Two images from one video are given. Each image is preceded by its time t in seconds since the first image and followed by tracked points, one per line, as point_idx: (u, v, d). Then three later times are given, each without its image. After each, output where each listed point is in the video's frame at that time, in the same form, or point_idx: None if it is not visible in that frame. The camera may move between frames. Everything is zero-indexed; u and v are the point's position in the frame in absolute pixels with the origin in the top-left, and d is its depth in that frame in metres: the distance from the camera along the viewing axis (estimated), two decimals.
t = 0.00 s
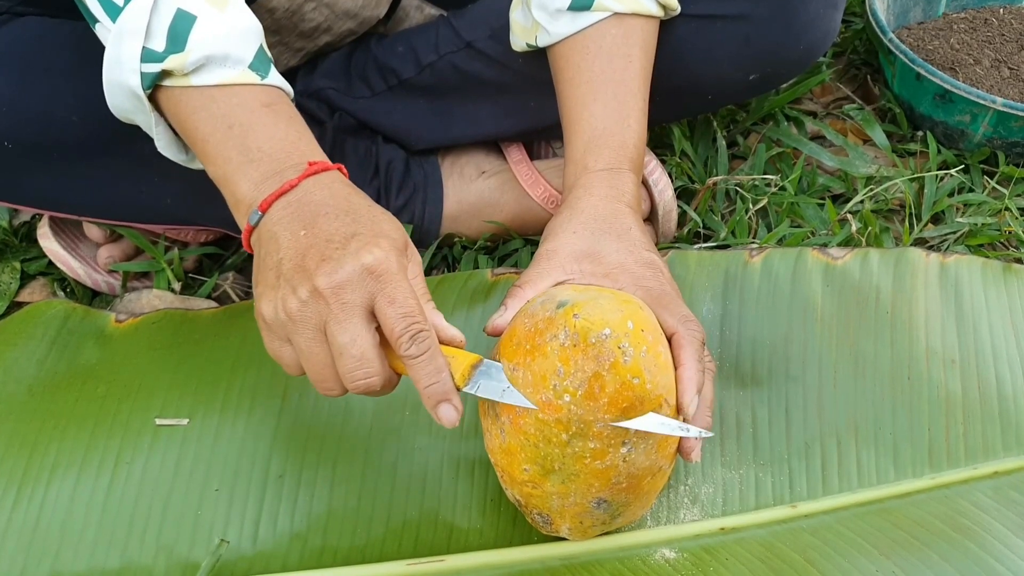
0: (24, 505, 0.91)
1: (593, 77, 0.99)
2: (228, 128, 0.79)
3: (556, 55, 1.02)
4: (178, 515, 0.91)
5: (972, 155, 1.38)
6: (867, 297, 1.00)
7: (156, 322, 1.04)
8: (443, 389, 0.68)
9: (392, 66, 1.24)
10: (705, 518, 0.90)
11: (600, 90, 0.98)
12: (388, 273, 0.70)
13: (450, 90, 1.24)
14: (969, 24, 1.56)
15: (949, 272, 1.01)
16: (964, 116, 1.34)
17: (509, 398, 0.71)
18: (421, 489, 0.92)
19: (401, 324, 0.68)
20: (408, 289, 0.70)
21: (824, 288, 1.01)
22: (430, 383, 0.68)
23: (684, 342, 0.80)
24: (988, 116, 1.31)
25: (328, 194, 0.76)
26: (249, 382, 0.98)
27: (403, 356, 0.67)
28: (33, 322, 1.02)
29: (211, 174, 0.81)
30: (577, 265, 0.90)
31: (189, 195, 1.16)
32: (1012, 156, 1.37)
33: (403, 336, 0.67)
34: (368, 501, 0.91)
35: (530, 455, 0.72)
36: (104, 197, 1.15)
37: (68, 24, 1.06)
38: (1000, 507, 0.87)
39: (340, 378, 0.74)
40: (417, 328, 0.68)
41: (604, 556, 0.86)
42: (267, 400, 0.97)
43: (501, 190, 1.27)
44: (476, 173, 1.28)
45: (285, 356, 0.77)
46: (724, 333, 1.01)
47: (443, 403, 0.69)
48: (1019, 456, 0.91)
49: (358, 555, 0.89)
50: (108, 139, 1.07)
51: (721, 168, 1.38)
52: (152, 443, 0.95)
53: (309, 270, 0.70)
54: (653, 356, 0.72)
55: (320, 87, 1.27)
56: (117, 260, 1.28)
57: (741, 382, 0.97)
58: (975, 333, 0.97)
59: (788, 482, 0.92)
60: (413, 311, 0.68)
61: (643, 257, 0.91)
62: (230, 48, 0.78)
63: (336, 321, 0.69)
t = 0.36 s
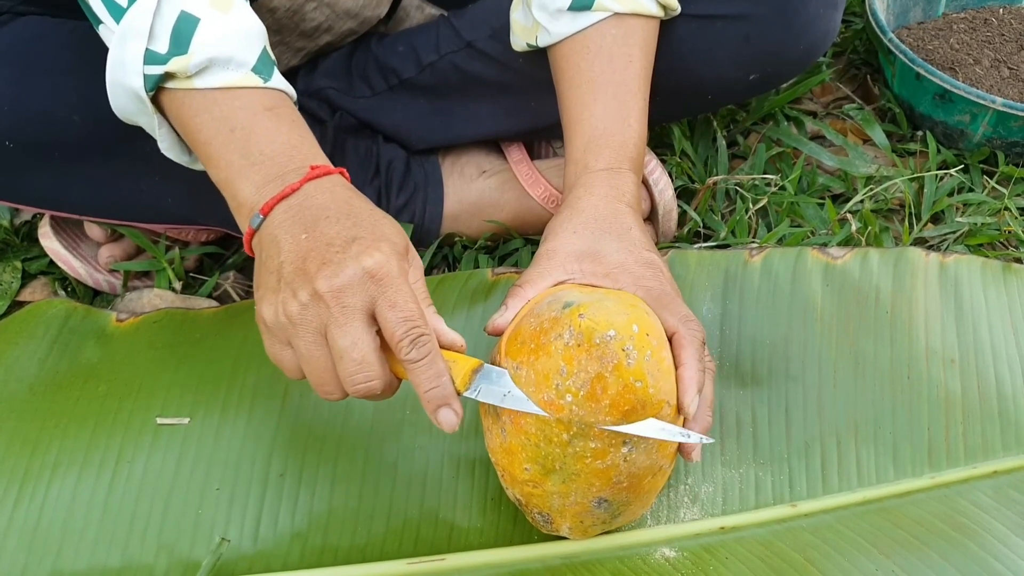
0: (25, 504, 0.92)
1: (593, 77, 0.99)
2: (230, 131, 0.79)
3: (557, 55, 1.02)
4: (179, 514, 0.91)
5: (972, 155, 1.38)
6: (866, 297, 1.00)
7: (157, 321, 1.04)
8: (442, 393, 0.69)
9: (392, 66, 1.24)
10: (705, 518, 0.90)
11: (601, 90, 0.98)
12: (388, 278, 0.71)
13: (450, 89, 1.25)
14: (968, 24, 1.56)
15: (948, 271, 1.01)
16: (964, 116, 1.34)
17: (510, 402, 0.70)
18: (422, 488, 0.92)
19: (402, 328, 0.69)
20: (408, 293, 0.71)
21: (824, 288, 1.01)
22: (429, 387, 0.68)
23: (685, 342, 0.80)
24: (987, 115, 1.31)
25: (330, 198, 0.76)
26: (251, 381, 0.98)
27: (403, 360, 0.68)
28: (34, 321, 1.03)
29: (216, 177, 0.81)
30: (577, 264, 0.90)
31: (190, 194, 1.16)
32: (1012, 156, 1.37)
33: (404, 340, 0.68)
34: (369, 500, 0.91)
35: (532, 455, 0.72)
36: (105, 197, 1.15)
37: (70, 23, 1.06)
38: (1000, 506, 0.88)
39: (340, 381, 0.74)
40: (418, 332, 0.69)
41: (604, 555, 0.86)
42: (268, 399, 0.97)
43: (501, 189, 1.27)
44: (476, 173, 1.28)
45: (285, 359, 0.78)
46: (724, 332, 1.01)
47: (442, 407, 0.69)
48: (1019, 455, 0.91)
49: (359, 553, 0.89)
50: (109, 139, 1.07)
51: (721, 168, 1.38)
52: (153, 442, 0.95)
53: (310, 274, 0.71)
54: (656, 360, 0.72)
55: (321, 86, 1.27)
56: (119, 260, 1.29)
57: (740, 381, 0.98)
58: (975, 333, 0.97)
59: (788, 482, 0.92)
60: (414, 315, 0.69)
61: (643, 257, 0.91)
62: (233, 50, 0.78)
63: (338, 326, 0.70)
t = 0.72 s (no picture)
0: (25, 503, 0.92)
1: (593, 77, 0.99)
2: (199, 132, 0.79)
3: (556, 55, 1.03)
4: (179, 514, 0.91)
5: (972, 155, 1.38)
6: (866, 296, 1.01)
7: (158, 320, 1.04)
8: (401, 402, 0.68)
9: (392, 65, 1.24)
10: (706, 517, 0.90)
11: (601, 89, 0.98)
12: (349, 285, 0.70)
13: (451, 89, 1.25)
14: (969, 24, 1.56)
15: (949, 271, 1.01)
16: (964, 115, 1.34)
17: (470, 417, 0.71)
18: (422, 487, 0.92)
19: (363, 336, 0.68)
20: (370, 301, 0.70)
21: (824, 287, 1.01)
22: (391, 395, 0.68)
23: (684, 342, 0.80)
24: (988, 115, 1.31)
25: (298, 203, 0.76)
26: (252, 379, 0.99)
27: (364, 369, 0.68)
28: (34, 320, 1.03)
29: (186, 178, 0.81)
30: (577, 264, 0.89)
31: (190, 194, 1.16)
32: (1012, 156, 1.37)
33: (365, 349, 0.68)
34: (369, 500, 0.91)
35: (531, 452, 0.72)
36: (105, 196, 1.15)
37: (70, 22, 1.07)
38: (999, 505, 0.88)
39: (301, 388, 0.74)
40: (379, 342, 0.68)
41: (604, 555, 0.86)
42: (268, 398, 0.97)
43: (501, 188, 1.27)
44: (476, 172, 1.28)
45: (247, 363, 0.78)
46: (725, 332, 1.01)
47: (402, 417, 0.69)
48: (1018, 455, 0.91)
49: (359, 553, 0.89)
50: (109, 138, 1.07)
51: (721, 167, 1.38)
52: (153, 441, 0.95)
53: (271, 279, 0.71)
54: (626, 414, 0.67)
55: (321, 86, 1.27)
56: (119, 259, 1.29)
57: (740, 380, 0.98)
58: (975, 333, 0.97)
59: (788, 481, 0.92)
60: (375, 324, 0.69)
61: (643, 256, 0.91)
62: (204, 50, 0.79)
63: (296, 332, 0.70)
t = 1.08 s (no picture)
0: (26, 503, 0.92)
1: (593, 77, 0.99)
2: (205, 148, 0.79)
3: (558, 55, 1.03)
4: (181, 513, 0.91)
5: (972, 155, 1.38)
6: (865, 296, 1.01)
7: (159, 320, 1.04)
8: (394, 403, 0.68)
9: (392, 65, 1.25)
10: (706, 517, 0.90)
11: (601, 90, 0.98)
12: (340, 288, 0.71)
13: (451, 89, 1.25)
14: (968, 24, 1.56)
15: (948, 271, 1.01)
16: (964, 115, 1.34)
17: (463, 415, 0.68)
18: (422, 486, 0.93)
19: (356, 339, 0.68)
20: (362, 304, 0.70)
21: (824, 287, 1.02)
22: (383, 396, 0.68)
23: (684, 341, 0.80)
24: (987, 115, 1.31)
25: (297, 214, 0.77)
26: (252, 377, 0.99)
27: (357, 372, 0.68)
28: (35, 320, 1.03)
29: (193, 192, 0.82)
30: (577, 263, 0.89)
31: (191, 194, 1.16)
32: (1011, 156, 1.38)
33: (357, 351, 0.68)
34: (370, 499, 0.92)
35: (530, 451, 0.72)
36: (106, 197, 1.16)
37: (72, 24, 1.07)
38: (999, 505, 0.88)
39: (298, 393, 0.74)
40: (372, 343, 0.68)
41: (604, 554, 0.86)
42: (269, 397, 0.98)
43: (501, 189, 1.27)
44: (477, 172, 1.28)
45: (249, 372, 0.78)
46: (725, 331, 1.01)
47: (398, 418, 0.69)
48: (1019, 455, 0.91)
49: (360, 552, 0.89)
50: (110, 139, 1.07)
51: (721, 167, 1.38)
52: (153, 442, 0.95)
53: (266, 285, 0.72)
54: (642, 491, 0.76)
55: (321, 86, 1.28)
56: (120, 259, 1.29)
57: (740, 380, 0.98)
58: (975, 333, 0.98)
59: (788, 481, 0.92)
60: (368, 326, 0.69)
61: (643, 257, 0.91)
62: (211, 68, 0.79)
63: (291, 336, 0.70)
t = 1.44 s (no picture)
0: (26, 503, 0.92)
1: (597, 77, 0.99)
2: (178, 135, 0.82)
3: (561, 54, 1.03)
4: (180, 512, 0.91)
5: (972, 154, 1.38)
6: (866, 295, 1.01)
7: (158, 319, 1.04)
8: (355, 391, 0.71)
9: (392, 64, 1.24)
10: (706, 516, 0.90)
11: (605, 90, 0.98)
12: (300, 278, 0.72)
13: (451, 87, 1.25)
14: (969, 23, 1.56)
15: (949, 270, 1.01)
16: (964, 114, 1.34)
17: (424, 399, 0.69)
18: (422, 486, 0.92)
19: (316, 329, 0.70)
20: (323, 292, 0.72)
21: (825, 286, 1.01)
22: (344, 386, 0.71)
23: (688, 340, 0.80)
24: (988, 114, 1.31)
25: (263, 200, 0.78)
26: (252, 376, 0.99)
27: (319, 361, 0.70)
28: (35, 319, 1.03)
29: (170, 178, 0.84)
30: (581, 263, 0.89)
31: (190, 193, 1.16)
32: (1012, 155, 1.37)
33: (317, 342, 0.70)
34: (370, 498, 0.92)
35: (532, 448, 0.72)
36: (106, 196, 1.15)
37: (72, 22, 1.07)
38: (999, 504, 0.88)
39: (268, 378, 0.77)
40: (332, 334, 0.70)
41: (604, 553, 0.86)
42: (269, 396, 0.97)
43: (501, 188, 1.27)
44: (477, 171, 1.28)
45: (226, 355, 0.81)
46: (725, 330, 1.01)
47: (361, 404, 0.72)
48: (1019, 454, 0.91)
49: (359, 551, 0.89)
50: (110, 138, 1.07)
51: (721, 166, 1.38)
52: (153, 441, 0.95)
53: (232, 277, 0.75)
54: (644, 490, 0.76)
55: (321, 85, 1.28)
56: (119, 258, 1.29)
57: (740, 380, 0.98)
58: (976, 332, 0.98)
59: (789, 480, 0.92)
60: (328, 316, 0.71)
61: (646, 257, 0.91)
62: (181, 55, 0.81)
63: (256, 326, 0.73)
